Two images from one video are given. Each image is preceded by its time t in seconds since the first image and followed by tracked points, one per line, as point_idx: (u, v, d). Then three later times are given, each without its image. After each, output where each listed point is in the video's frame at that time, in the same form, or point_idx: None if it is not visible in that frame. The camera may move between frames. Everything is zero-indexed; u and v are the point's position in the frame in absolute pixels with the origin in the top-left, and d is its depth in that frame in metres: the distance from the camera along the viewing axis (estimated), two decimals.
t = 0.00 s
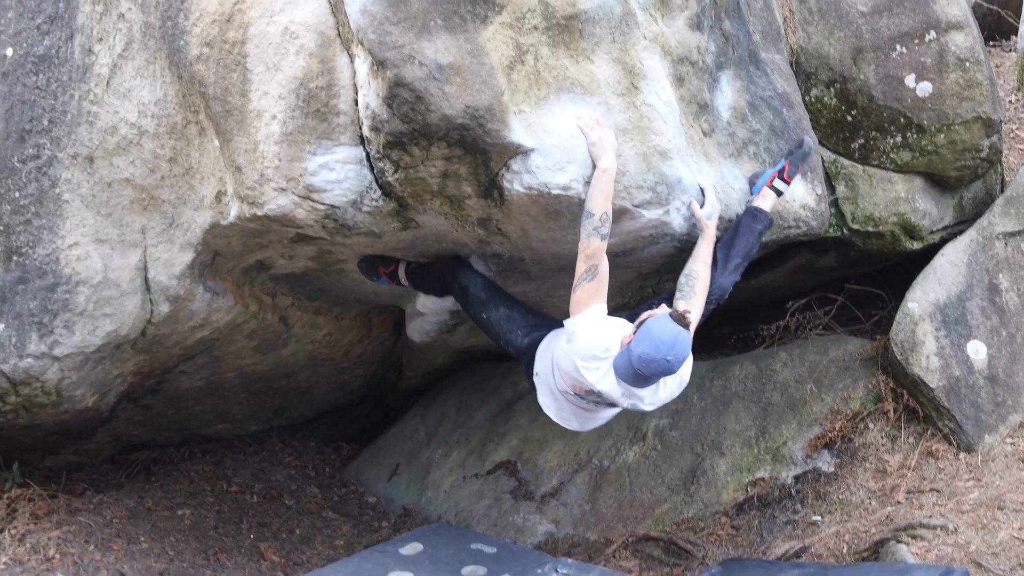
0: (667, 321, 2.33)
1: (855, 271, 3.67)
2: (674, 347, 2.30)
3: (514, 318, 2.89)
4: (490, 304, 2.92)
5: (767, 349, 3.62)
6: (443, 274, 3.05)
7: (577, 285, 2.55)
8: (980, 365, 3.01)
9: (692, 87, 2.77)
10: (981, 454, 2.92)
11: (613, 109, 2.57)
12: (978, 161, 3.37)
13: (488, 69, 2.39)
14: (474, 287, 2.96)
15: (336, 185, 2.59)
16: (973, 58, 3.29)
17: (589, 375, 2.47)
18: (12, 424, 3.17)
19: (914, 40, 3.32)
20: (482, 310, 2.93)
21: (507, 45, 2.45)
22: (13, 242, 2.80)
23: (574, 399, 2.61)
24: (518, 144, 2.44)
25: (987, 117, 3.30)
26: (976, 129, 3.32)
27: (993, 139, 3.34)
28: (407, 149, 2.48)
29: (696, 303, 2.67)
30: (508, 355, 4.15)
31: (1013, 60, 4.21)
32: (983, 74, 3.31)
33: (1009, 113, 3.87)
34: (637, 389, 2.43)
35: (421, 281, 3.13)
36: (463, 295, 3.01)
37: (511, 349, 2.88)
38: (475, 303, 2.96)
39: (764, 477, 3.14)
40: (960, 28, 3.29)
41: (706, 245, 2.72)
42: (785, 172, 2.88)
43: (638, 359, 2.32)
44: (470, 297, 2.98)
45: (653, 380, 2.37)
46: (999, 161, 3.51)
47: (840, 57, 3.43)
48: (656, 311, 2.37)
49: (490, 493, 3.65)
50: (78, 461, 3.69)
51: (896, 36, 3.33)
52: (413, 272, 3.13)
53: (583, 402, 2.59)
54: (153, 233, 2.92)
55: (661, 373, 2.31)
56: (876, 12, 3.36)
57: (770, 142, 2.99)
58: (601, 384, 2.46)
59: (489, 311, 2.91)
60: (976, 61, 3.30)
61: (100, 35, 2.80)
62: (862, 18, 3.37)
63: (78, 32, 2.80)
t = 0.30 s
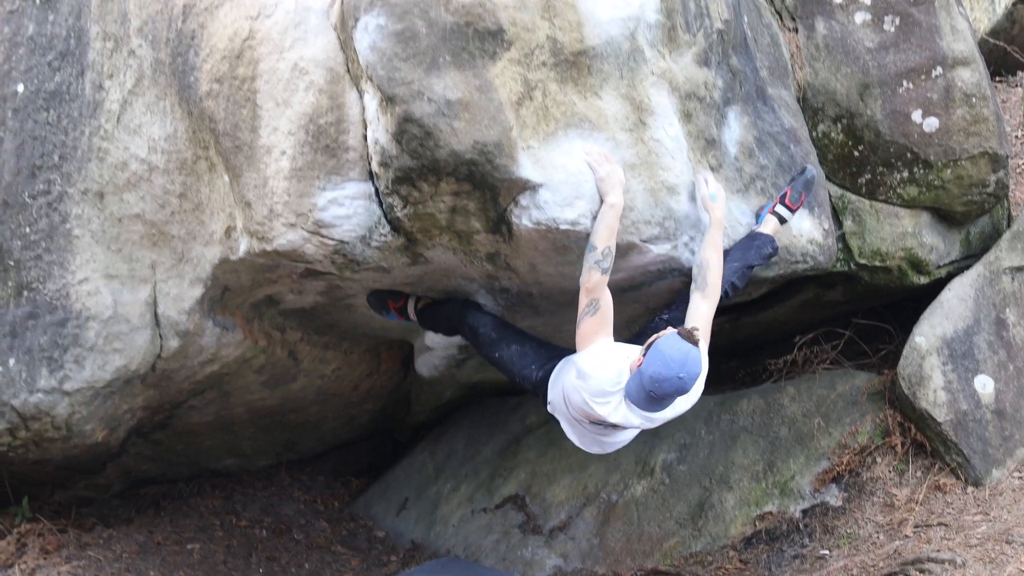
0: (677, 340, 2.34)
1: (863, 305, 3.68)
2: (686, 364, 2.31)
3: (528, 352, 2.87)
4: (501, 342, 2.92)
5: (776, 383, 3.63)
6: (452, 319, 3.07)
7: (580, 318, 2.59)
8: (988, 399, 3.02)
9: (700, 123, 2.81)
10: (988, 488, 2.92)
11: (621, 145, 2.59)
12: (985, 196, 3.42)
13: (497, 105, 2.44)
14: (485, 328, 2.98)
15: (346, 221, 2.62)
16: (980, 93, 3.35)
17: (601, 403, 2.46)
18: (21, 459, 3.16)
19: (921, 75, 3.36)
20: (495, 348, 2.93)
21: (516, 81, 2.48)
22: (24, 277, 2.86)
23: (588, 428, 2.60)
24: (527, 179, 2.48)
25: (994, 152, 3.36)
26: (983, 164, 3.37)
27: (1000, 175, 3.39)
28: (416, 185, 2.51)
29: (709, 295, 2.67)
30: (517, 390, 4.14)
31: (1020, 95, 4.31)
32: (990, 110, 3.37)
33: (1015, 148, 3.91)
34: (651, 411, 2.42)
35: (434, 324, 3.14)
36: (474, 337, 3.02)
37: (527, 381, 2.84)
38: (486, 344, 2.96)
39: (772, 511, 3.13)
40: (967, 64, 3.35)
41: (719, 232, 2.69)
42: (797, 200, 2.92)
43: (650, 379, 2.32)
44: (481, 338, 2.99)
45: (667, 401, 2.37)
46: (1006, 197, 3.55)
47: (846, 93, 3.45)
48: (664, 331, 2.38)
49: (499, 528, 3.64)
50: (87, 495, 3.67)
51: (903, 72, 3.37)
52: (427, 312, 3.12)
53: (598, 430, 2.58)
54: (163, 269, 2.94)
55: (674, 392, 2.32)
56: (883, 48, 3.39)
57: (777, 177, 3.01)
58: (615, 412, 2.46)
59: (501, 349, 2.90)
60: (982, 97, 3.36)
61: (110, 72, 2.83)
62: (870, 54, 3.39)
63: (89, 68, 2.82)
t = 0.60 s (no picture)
0: (677, 334, 2.48)
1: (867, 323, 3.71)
2: (685, 356, 2.44)
3: (547, 377, 2.94)
4: (520, 370, 2.99)
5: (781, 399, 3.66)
6: (467, 353, 3.11)
7: (587, 336, 2.63)
8: (991, 415, 3.05)
9: (706, 142, 2.85)
10: (991, 502, 2.95)
11: (628, 165, 2.64)
12: (988, 215, 3.46)
13: (505, 125, 2.47)
14: (501, 357, 3.03)
15: (356, 240, 2.66)
16: (983, 114, 3.39)
17: (608, 403, 2.58)
18: (36, 475, 3.21)
19: (925, 96, 3.40)
20: (515, 377, 3.00)
21: (524, 102, 2.54)
22: (39, 296, 2.89)
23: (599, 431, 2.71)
24: (535, 199, 2.51)
25: (997, 172, 3.40)
26: (986, 183, 3.41)
27: (1002, 194, 3.43)
28: (425, 205, 2.54)
29: (696, 265, 2.70)
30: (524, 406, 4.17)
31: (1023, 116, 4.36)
32: (992, 130, 3.40)
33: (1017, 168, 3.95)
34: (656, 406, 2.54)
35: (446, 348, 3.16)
36: (493, 367, 3.07)
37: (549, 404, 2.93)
38: (505, 375, 3.02)
39: (778, 525, 3.15)
40: (969, 84, 3.40)
41: (696, 194, 2.71)
42: (801, 210, 2.97)
43: (652, 370, 2.44)
44: (499, 368, 3.04)
45: (669, 394, 2.49)
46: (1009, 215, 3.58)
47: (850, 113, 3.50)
48: (665, 328, 2.52)
49: (507, 542, 3.67)
50: (102, 510, 3.72)
51: (906, 92, 3.42)
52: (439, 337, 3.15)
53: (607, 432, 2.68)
54: (176, 287, 2.98)
55: (675, 383, 2.43)
56: (886, 69, 3.45)
57: (782, 197, 3.06)
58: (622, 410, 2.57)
59: (521, 376, 2.98)
60: (985, 117, 3.39)
61: (124, 93, 2.90)
62: (873, 74, 3.45)
63: (103, 90, 2.90)
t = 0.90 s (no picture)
0: (706, 349, 2.48)
1: (869, 335, 3.74)
2: (710, 372, 2.44)
3: (567, 387, 2.91)
4: (540, 383, 2.97)
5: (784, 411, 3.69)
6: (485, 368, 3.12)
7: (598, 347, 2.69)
8: (992, 427, 3.08)
9: (709, 156, 2.89)
10: (993, 514, 2.97)
11: (632, 179, 2.68)
12: (988, 229, 3.48)
13: (511, 140, 2.51)
14: (519, 370, 3.03)
15: (363, 253, 2.69)
16: (983, 129, 3.41)
17: (626, 408, 2.57)
18: (47, 485, 3.24)
19: (926, 111, 3.43)
20: (534, 390, 2.98)
21: (529, 117, 2.57)
22: (50, 307, 2.93)
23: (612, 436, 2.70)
24: (541, 213, 2.55)
25: (997, 186, 3.41)
26: (986, 199, 3.42)
27: (1002, 209, 3.44)
28: (431, 218, 2.57)
29: (706, 277, 2.70)
30: (530, 416, 4.20)
31: None
32: (993, 144, 3.41)
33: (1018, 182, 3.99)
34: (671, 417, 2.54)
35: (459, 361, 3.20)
36: (511, 382, 3.07)
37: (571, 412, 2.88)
38: (526, 389, 3.01)
39: (781, 535, 3.17)
40: (970, 100, 3.42)
41: (698, 210, 2.75)
42: (793, 207, 3.06)
43: (674, 379, 2.45)
44: (517, 381, 3.05)
45: (686, 407, 2.49)
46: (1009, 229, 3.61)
47: (852, 128, 3.55)
48: (695, 342, 2.53)
49: (513, 552, 3.68)
50: (111, 520, 3.75)
51: (908, 108, 3.45)
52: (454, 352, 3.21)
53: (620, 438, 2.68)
54: (185, 299, 3.02)
55: (694, 398, 2.44)
56: (888, 85, 3.50)
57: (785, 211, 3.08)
58: (636, 417, 2.57)
59: (542, 389, 2.96)
60: (985, 132, 3.41)
61: (134, 108, 2.95)
62: (875, 90, 3.50)
63: (114, 104, 2.95)
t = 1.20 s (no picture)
0: (727, 353, 2.51)
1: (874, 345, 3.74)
2: (731, 375, 2.47)
3: (574, 399, 2.99)
4: (547, 395, 3.04)
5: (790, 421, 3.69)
6: (495, 380, 3.18)
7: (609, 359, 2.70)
8: (998, 437, 3.06)
9: (714, 167, 2.91)
10: (999, 524, 2.97)
11: (638, 190, 2.69)
12: (994, 239, 3.46)
13: (517, 151, 2.52)
14: (528, 383, 3.09)
15: (369, 263, 2.70)
16: (988, 140, 3.41)
17: (645, 414, 2.59)
18: (55, 495, 3.24)
19: (931, 122, 3.45)
20: (541, 402, 3.06)
21: (535, 128, 2.59)
22: (58, 318, 2.95)
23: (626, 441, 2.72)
24: (547, 224, 2.56)
25: (1002, 197, 3.40)
26: (991, 209, 3.41)
27: (1008, 219, 3.43)
28: (438, 229, 2.57)
29: (715, 289, 2.73)
30: (536, 426, 4.20)
31: None
32: (998, 155, 3.41)
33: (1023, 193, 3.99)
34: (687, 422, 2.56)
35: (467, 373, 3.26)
36: (519, 394, 3.13)
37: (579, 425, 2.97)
38: (533, 400, 3.07)
39: (786, 545, 3.17)
40: (975, 110, 3.43)
41: (707, 220, 2.76)
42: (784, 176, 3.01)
43: (695, 383, 2.47)
44: (526, 394, 3.10)
45: (706, 411, 2.51)
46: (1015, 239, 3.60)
47: (858, 139, 3.57)
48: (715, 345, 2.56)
49: (519, 562, 3.69)
50: (119, 530, 3.76)
51: (913, 118, 3.47)
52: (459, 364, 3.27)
53: (634, 443, 2.70)
54: (192, 309, 3.03)
55: (716, 401, 2.46)
56: (893, 95, 3.52)
57: (791, 221, 3.08)
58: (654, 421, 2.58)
59: (549, 401, 3.03)
60: (991, 143, 3.41)
61: (142, 119, 2.97)
62: (880, 101, 3.52)
63: (121, 116, 2.98)
